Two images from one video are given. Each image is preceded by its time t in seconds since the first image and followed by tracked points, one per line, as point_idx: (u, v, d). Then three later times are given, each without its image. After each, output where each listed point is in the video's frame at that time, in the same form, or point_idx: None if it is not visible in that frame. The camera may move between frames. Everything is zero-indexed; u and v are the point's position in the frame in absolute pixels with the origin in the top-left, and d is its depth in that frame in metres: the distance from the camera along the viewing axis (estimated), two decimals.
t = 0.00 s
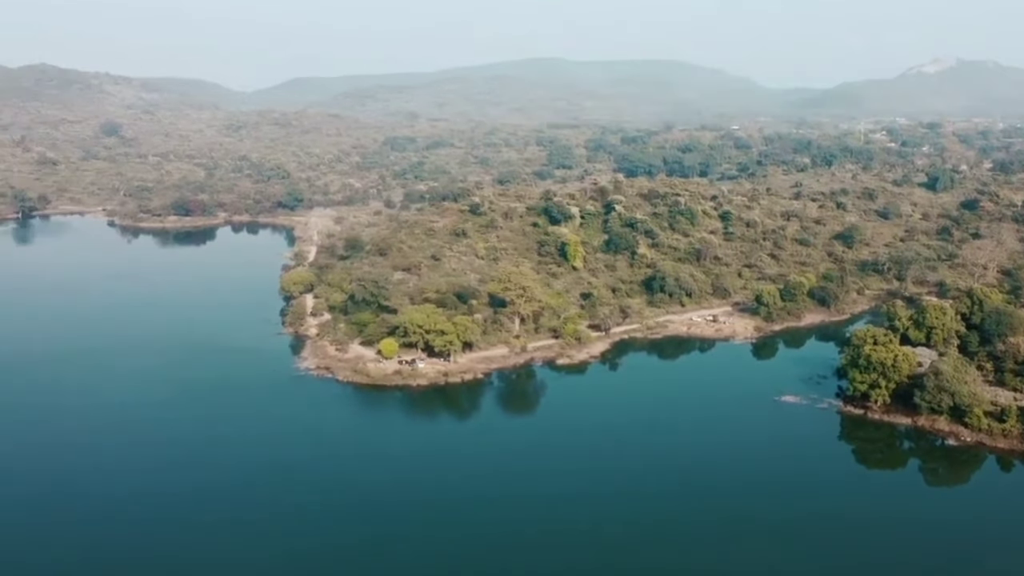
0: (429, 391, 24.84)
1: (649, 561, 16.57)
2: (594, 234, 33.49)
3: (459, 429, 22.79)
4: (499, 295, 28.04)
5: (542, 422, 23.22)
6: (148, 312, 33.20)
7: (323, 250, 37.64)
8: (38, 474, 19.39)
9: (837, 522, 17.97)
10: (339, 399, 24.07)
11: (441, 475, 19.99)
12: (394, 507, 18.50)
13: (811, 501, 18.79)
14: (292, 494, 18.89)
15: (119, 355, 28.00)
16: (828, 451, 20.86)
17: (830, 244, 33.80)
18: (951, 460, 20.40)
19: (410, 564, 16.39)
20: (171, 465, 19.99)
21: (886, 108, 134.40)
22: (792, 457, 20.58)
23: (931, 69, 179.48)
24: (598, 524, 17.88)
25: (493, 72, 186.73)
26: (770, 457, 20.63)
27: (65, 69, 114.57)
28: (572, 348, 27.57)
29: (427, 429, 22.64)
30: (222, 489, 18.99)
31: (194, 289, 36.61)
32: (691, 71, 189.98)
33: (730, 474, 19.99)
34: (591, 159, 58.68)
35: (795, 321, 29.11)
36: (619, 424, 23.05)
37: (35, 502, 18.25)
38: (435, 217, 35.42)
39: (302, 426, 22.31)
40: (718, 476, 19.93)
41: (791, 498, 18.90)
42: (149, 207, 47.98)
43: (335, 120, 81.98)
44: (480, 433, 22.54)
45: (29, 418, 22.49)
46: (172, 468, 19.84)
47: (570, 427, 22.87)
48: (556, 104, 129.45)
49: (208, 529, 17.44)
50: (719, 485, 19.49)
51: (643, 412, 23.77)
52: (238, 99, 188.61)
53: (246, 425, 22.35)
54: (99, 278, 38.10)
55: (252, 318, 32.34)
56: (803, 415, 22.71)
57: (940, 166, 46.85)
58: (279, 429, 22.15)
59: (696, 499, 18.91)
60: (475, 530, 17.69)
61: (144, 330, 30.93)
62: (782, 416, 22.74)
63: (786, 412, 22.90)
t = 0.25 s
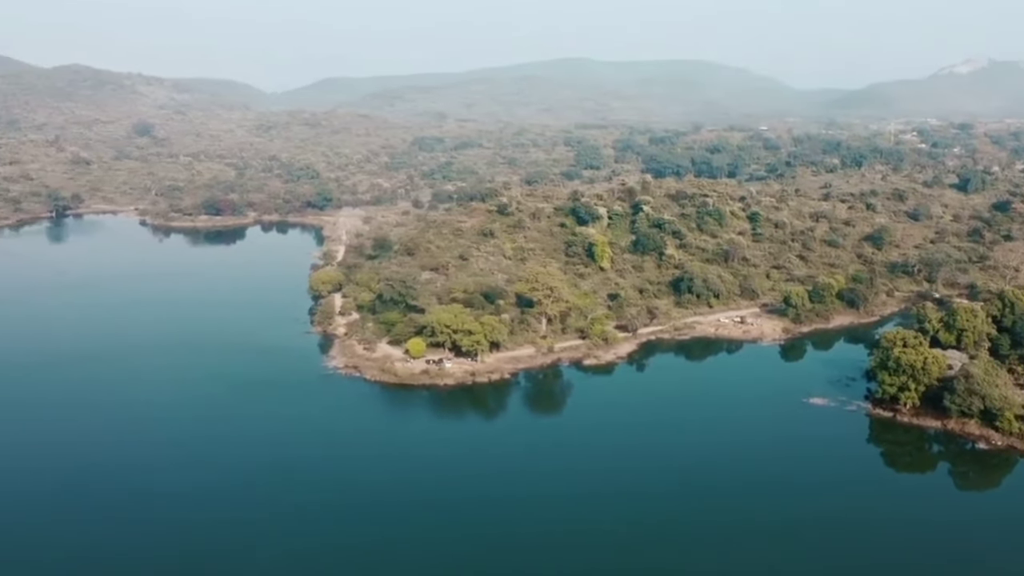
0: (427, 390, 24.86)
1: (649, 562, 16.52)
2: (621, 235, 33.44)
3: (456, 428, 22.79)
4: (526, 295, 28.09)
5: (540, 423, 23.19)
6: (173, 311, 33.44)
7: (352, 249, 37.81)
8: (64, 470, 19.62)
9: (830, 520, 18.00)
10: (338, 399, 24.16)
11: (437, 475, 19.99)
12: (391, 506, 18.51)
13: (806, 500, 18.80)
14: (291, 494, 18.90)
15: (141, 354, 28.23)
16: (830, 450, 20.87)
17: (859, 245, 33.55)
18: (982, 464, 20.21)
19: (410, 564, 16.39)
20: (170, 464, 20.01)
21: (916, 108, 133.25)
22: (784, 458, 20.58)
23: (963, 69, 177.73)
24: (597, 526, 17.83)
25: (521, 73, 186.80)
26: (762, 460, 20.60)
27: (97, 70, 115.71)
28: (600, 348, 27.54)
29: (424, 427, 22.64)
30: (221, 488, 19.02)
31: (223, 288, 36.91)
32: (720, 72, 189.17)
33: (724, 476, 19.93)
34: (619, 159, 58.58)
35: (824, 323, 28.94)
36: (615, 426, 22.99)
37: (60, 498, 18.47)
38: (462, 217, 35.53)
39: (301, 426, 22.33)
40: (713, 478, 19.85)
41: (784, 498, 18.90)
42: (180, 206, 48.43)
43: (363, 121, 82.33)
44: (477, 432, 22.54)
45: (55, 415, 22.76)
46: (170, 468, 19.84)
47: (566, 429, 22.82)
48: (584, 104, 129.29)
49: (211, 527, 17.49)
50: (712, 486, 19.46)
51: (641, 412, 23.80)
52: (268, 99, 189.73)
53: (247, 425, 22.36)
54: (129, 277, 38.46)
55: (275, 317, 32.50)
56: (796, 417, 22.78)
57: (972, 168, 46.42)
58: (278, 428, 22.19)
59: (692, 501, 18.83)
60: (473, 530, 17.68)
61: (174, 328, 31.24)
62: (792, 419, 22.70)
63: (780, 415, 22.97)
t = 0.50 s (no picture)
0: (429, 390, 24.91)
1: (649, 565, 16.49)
2: (653, 236, 33.36)
3: (457, 425, 22.85)
4: (557, 295, 28.21)
5: (541, 425, 23.19)
6: (204, 310, 33.82)
7: (384, 249, 37.98)
8: (94, 466, 19.88)
9: (829, 520, 18.06)
10: (343, 399, 24.28)
11: (435, 474, 20.03)
12: (391, 506, 18.56)
13: (808, 501, 18.81)
14: (292, 493, 18.95)
15: (172, 351, 28.62)
16: (840, 452, 20.86)
17: (893, 247, 33.22)
18: (1017, 469, 19.96)
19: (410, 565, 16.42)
20: (174, 464, 20.12)
21: (952, 109, 131.73)
22: (783, 461, 20.60)
23: (1000, 69, 175.52)
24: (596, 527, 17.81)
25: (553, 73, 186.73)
26: (763, 462, 20.56)
27: (134, 71, 117.01)
28: (631, 349, 27.49)
29: (424, 425, 22.68)
30: (223, 487, 19.11)
31: (257, 287, 37.25)
32: (753, 72, 188.02)
33: (723, 478, 19.85)
34: (651, 160, 58.41)
35: (857, 325, 28.71)
36: (615, 427, 22.94)
37: (89, 494, 18.72)
38: (494, 217, 35.64)
39: (302, 426, 22.40)
40: (712, 480, 19.78)
41: (784, 498, 18.92)
42: (215, 206, 48.93)
43: (396, 121, 82.63)
44: (477, 431, 22.55)
45: (85, 412, 23.07)
46: (171, 468, 19.88)
47: (565, 430, 22.80)
48: (616, 104, 129.02)
49: (216, 526, 17.61)
50: (711, 486, 19.48)
51: (647, 412, 23.80)
52: (302, 100, 190.94)
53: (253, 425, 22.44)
54: (163, 275, 38.92)
55: (304, 317, 32.79)
56: (801, 420, 22.79)
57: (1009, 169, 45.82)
58: (280, 428, 22.27)
59: (690, 503, 18.80)
60: (472, 530, 17.72)
61: (206, 326, 31.58)
62: (810, 423, 22.61)
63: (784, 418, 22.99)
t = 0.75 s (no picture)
0: (432, 390, 24.96)
1: (650, 568, 16.42)
2: (681, 236, 33.28)
3: (458, 423, 22.89)
4: (584, 296, 28.17)
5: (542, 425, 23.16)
6: (229, 309, 34.13)
7: (412, 249, 38.10)
8: (119, 463, 20.10)
9: (829, 520, 18.11)
10: (349, 398, 24.40)
11: (434, 473, 20.03)
12: (391, 505, 18.57)
13: (809, 502, 18.84)
14: (293, 493, 18.97)
15: (195, 350, 28.88)
16: (849, 454, 20.86)
17: (923, 249, 32.94)
18: None
19: (412, 565, 16.43)
20: (190, 460, 20.36)
21: (984, 109, 130.31)
22: (785, 462, 20.65)
23: None
24: (597, 530, 17.76)
25: (581, 74, 186.58)
26: (765, 464, 20.58)
27: (166, 72, 118.12)
28: (657, 350, 27.44)
29: (426, 424, 22.71)
30: (225, 486, 19.18)
31: (285, 286, 37.55)
32: (781, 73, 186.89)
33: (723, 480, 19.83)
34: (679, 161, 58.22)
35: (886, 327, 28.53)
36: (617, 429, 22.89)
37: (109, 489, 18.94)
38: (522, 217, 35.68)
39: (304, 425, 22.44)
40: (713, 483, 19.70)
41: (786, 499, 18.95)
42: (245, 205, 49.32)
43: (425, 122, 82.84)
44: (478, 430, 22.54)
45: (111, 409, 23.34)
46: (177, 467, 19.99)
47: (565, 431, 22.75)
48: (645, 105, 128.66)
49: (224, 523, 17.71)
50: (711, 488, 19.50)
51: (653, 414, 23.81)
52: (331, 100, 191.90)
53: (261, 423, 22.57)
54: (191, 274, 39.28)
55: (326, 315, 33.04)
56: (807, 423, 22.81)
57: None
58: (283, 427, 22.33)
59: (691, 505, 18.75)
60: (473, 530, 17.72)
61: (235, 324, 31.88)
62: (827, 425, 22.56)
63: (790, 421, 23.04)
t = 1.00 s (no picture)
0: (442, 390, 25.04)
1: (655, 569, 16.40)
2: (712, 237, 33.15)
3: (466, 421, 22.95)
4: (615, 296, 28.14)
5: (549, 424, 23.17)
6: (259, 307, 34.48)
7: (444, 249, 38.24)
8: (150, 459, 20.35)
9: (839, 520, 18.11)
10: (361, 396, 24.56)
11: (439, 472, 20.10)
12: (397, 503, 18.64)
13: (813, 501, 18.87)
14: (300, 490, 19.07)
15: (226, 348, 29.21)
16: (866, 456, 20.81)
17: (958, 251, 32.59)
18: None
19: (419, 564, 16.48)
20: (217, 454, 20.66)
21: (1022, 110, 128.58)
22: (793, 463, 20.66)
23: None
24: (602, 530, 17.75)
25: (613, 74, 186.11)
26: (774, 466, 20.55)
27: (202, 73, 119.19)
28: (689, 351, 27.37)
29: (432, 423, 22.78)
30: (235, 483, 19.32)
31: (318, 285, 37.84)
32: (815, 73, 185.37)
33: (728, 482, 19.78)
34: (712, 161, 57.94)
35: (920, 329, 28.27)
36: (624, 430, 22.87)
37: (139, 483, 19.26)
38: (554, 218, 35.70)
39: (313, 424, 22.55)
40: (720, 485, 19.64)
41: (795, 500, 18.95)
42: (278, 204, 49.72)
43: (457, 122, 83.02)
44: (484, 428, 22.59)
45: (143, 405, 23.63)
46: (205, 461, 20.28)
47: (571, 432, 22.73)
48: (678, 105, 128.14)
49: (238, 519, 17.87)
50: (717, 489, 19.50)
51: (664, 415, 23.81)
52: (364, 100, 192.73)
53: (274, 420, 22.75)
54: (225, 273, 39.69)
55: (355, 314, 33.30)
56: (819, 426, 22.78)
57: None
58: (292, 425, 22.46)
59: (696, 507, 18.72)
60: (478, 529, 17.75)
61: (268, 323, 32.19)
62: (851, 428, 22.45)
63: (803, 423, 23.04)
